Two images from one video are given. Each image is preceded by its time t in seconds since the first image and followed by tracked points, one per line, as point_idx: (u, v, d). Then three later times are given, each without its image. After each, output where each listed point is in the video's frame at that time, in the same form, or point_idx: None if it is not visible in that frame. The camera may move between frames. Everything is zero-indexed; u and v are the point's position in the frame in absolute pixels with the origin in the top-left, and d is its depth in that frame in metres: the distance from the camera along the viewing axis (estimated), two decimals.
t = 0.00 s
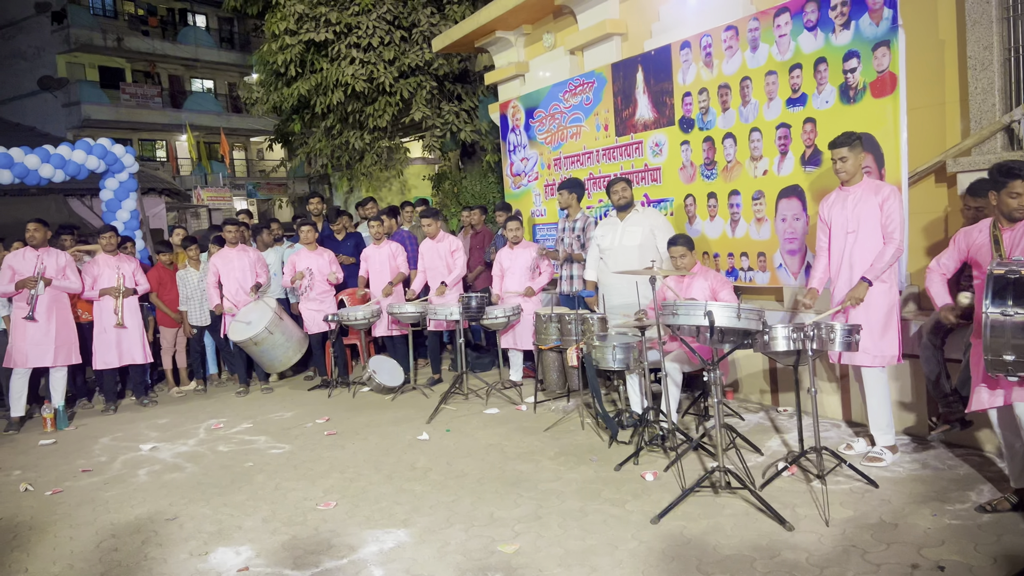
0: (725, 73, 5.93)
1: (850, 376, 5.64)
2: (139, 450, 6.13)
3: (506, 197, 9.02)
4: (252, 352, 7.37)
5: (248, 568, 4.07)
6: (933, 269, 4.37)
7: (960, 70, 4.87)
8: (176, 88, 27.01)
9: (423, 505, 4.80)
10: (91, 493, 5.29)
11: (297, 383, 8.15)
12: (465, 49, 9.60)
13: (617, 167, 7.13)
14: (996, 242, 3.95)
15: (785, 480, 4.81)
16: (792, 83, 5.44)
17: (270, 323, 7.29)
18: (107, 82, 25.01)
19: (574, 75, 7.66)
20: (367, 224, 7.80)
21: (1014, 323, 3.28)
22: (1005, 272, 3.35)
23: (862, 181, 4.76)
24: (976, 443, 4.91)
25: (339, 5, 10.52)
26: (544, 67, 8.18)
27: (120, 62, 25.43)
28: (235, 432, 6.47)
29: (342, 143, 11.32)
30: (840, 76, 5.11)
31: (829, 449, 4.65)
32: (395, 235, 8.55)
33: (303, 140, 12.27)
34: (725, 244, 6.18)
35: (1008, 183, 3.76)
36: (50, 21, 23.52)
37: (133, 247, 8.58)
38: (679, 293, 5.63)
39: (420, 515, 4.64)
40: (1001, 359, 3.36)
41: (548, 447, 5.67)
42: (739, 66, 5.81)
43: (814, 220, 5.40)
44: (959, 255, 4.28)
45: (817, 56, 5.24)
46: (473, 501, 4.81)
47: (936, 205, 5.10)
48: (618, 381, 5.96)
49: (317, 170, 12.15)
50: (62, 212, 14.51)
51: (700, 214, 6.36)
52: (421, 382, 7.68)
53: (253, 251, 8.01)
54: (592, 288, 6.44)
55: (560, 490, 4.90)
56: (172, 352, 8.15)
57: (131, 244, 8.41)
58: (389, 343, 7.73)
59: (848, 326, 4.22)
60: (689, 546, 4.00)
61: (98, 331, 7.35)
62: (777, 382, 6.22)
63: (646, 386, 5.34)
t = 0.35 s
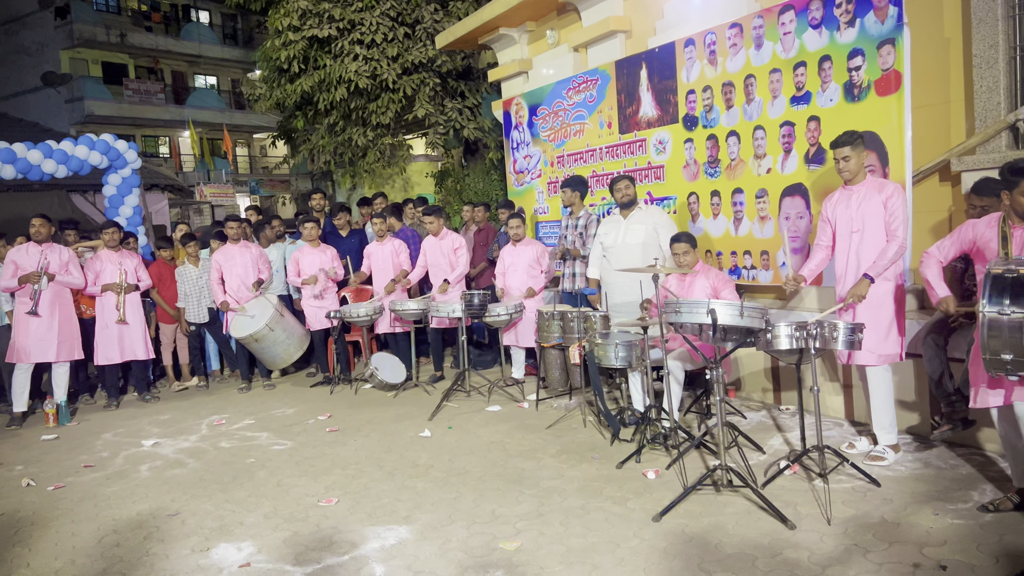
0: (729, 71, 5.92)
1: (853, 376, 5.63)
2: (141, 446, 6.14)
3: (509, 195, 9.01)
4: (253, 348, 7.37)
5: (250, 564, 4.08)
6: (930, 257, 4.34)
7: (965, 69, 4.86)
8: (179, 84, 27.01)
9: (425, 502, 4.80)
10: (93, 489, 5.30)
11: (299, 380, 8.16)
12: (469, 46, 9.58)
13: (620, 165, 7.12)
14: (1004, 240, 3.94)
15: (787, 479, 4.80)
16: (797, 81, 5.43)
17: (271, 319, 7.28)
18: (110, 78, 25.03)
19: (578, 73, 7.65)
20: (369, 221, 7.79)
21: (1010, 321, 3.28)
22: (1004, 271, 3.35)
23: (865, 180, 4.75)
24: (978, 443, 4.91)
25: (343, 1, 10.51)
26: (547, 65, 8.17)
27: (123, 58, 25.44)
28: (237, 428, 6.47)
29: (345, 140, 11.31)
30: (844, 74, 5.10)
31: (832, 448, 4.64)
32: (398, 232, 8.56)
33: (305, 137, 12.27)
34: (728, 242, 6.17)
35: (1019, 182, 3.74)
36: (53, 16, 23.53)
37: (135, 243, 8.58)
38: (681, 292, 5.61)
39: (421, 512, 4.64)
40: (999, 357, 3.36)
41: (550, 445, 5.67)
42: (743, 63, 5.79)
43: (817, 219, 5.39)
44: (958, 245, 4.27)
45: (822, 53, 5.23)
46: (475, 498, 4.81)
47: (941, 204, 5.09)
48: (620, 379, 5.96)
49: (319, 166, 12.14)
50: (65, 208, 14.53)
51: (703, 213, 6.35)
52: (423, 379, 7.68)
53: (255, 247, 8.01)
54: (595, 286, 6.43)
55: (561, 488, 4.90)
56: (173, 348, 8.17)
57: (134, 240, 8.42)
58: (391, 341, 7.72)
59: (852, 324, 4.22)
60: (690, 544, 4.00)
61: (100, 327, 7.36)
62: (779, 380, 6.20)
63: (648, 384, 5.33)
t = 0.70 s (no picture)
0: (726, 67, 5.91)
1: (848, 371, 5.65)
2: (135, 440, 6.12)
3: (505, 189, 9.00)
4: (248, 342, 7.36)
5: (244, 558, 4.07)
6: (936, 266, 4.25)
7: (962, 65, 4.86)
8: (174, 77, 26.90)
9: (420, 496, 4.79)
10: (87, 482, 5.28)
11: (294, 374, 8.15)
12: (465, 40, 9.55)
13: (616, 160, 7.11)
14: (998, 237, 3.94)
15: (781, 474, 4.82)
16: (793, 76, 5.43)
17: (266, 313, 7.27)
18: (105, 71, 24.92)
19: (574, 67, 7.63)
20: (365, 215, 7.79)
21: (999, 316, 3.30)
22: (994, 265, 3.35)
23: (861, 176, 4.74)
24: (972, 439, 4.93)
25: None
26: (544, 59, 8.16)
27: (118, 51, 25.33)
28: (232, 422, 6.46)
29: (341, 134, 11.28)
30: (841, 70, 5.09)
31: (826, 443, 4.66)
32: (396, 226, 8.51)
33: (301, 131, 12.23)
34: (724, 237, 6.17)
35: (1015, 175, 3.75)
36: (48, 9, 23.41)
37: (130, 237, 8.56)
38: (678, 287, 5.61)
39: (416, 507, 4.64)
40: (987, 351, 3.38)
41: (545, 440, 5.67)
42: (740, 59, 5.79)
43: (813, 215, 5.39)
44: (961, 250, 4.20)
45: (819, 49, 5.22)
46: (470, 492, 4.81)
47: (936, 200, 5.09)
48: (615, 374, 5.96)
49: (315, 161, 12.11)
50: (59, 200, 14.48)
51: (699, 208, 6.35)
52: (419, 374, 7.68)
53: (251, 240, 8.00)
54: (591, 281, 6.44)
55: (557, 482, 4.90)
56: (168, 341, 8.14)
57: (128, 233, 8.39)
58: (387, 336, 7.74)
59: (847, 320, 4.26)
60: (685, 539, 4.00)
61: (94, 320, 7.33)
62: (774, 376, 6.21)
63: (644, 379, 5.34)
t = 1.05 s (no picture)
0: (720, 64, 5.91)
1: (840, 368, 5.66)
2: (127, 435, 6.10)
3: (499, 185, 8.99)
4: (241, 338, 7.33)
5: (236, 554, 4.07)
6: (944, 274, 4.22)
7: (955, 63, 4.87)
8: (168, 72, 26.80)
9: (413, 492, 4.79)
10: (79, 478, 5.27)
11: (288, 370, 8.13)
12: (459, 36, 9.53)
13: (611, 156, 7.11)
14: (985, 235, 3.95)
15: (774, 470, 4.83)
16: (787, 73, 5.43)
17: (260, 308, 7.25)
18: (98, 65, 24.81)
19: (569, 64, 7.63)
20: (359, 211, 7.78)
21: (993, 314, 3.29)
22: (989, 264, 3.36)
23: (856, 174, 4.75)
24: (963, 436, 4.95)
25: None
26: (539, 55, 8.15)
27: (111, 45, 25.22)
28: (225, 418, 6.45)
29: (334, 130, 11.24)
30: (835, 67, 5.10)
31: (818, 439, 4.67)
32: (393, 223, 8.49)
33: (295, 126, 12.20)
34: (718, 234, 6.17)
35: (991, 173, 3.81)
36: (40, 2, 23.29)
37: (122, 231, 8.54)
38: (671, 284, 5.61)
39: (409, 503, 4.64)
40: (979, 349, 3.38)
41: (538, 436, 5.67)
42: (734, 56, 5.79)
43: (807, 212, 5.40)
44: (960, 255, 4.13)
45: (813, 46, 5.23)
46: (463, 489, 4.81)
47: (929, 198, 5.11)
48: (609, 370, 5.97)
49: (309, 156, 12.07)
50: (51, 195, 14.40)
51: (693, 205, 6.35)
52: (412, 370, 7.67)
53: (244, 236, 7.96)
54: (584, 278, 6.43)
55: (550, 479, 4.90)
56: (163, 337, 8.13)
57: (121, 228, 8.36)
58: (380, 332, 7.73)
59: (838, 317, 4.30)
60: (677, 535, 4.01)
61: (87, 316, 7.31)
62: (767, 372, 6.22)
63: (637, 375, 5.35)
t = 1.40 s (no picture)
0: (714, 63, 5.92)
1: (833, 367, 5.68)
2: (120, 433, 6.09)
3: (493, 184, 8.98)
4: (236, 336, 7.32)
5: (230, 552, 4.06)
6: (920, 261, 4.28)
7: (948, 64, 4.89)
8: (162, 69, 26.69)
9: (407, 490, 4.80)
10: (71, 476, 5.25)
11: (282, 368, 8.12)
12: (454, 34, 9.53)
13: (605, 155, 7.12)
14: (983, 235, 3.95)
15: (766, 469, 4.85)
16: (782, 73, 5.44)
17: (254, 306, 7.24)
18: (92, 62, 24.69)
19: (564, 62, 7.63)
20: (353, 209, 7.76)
21: (1001, 315, 3.33)
22: (996, 264, 3.34)
23: (848, 173, 4.77)
24: (955, 435, 4.97)
25: None
26: (534, 54, 8.15)
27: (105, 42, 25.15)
28: (219, 416, 6.43)
29: (328, 127, 11.21)
30: (828, 67, 5.11)
31: (811, 438, 4.68)
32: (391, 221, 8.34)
33: (289, 123, 12.17)
34: (712, 233, 6.18)
35: (993, 173, 3.79)
36: None
37: (115, 229, 8.51)
38: (665, 283, 5.63)
39: (403, 501, 4.64)
40: (987, 350, 3.40)
41: (532, 435, 5.67)
42: (729, 55, 5.80)
43: (800, 211, 5.41)
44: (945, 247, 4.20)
45: (807, 46, 5.24)
46: (456, 487, 4.81)
47: (922, 198, 5.12)
48: (603, 369, 5.97)
49: (303, 154, 12.05)
50: (44, 192, 14.33)
51: (688, 204, 6.36)
52: (407, 368, 7.67)
53: (238, 233, 7.95)
54: (579, 276, 6.43)
55: (544, 477, 4.91)
56: (159, 336, 8.11)
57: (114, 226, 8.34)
58: (374, 329, 7.72)
59: (831, 316, 4.28)
60: (670, 534, 4.02)
61: (80, 313, 7.29)
62: (760, 371, 6.24)
63: (631, 374, 5.36)
